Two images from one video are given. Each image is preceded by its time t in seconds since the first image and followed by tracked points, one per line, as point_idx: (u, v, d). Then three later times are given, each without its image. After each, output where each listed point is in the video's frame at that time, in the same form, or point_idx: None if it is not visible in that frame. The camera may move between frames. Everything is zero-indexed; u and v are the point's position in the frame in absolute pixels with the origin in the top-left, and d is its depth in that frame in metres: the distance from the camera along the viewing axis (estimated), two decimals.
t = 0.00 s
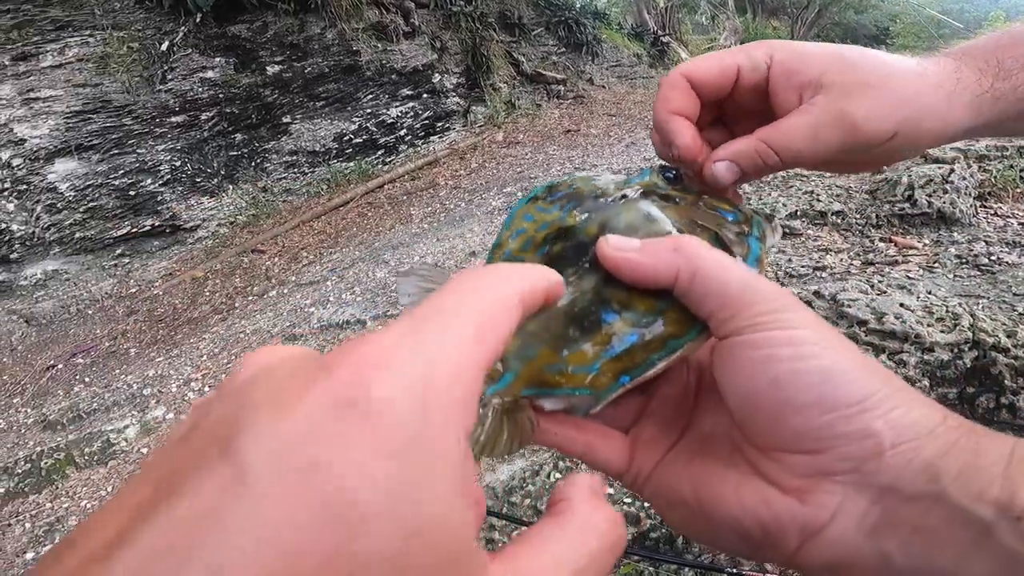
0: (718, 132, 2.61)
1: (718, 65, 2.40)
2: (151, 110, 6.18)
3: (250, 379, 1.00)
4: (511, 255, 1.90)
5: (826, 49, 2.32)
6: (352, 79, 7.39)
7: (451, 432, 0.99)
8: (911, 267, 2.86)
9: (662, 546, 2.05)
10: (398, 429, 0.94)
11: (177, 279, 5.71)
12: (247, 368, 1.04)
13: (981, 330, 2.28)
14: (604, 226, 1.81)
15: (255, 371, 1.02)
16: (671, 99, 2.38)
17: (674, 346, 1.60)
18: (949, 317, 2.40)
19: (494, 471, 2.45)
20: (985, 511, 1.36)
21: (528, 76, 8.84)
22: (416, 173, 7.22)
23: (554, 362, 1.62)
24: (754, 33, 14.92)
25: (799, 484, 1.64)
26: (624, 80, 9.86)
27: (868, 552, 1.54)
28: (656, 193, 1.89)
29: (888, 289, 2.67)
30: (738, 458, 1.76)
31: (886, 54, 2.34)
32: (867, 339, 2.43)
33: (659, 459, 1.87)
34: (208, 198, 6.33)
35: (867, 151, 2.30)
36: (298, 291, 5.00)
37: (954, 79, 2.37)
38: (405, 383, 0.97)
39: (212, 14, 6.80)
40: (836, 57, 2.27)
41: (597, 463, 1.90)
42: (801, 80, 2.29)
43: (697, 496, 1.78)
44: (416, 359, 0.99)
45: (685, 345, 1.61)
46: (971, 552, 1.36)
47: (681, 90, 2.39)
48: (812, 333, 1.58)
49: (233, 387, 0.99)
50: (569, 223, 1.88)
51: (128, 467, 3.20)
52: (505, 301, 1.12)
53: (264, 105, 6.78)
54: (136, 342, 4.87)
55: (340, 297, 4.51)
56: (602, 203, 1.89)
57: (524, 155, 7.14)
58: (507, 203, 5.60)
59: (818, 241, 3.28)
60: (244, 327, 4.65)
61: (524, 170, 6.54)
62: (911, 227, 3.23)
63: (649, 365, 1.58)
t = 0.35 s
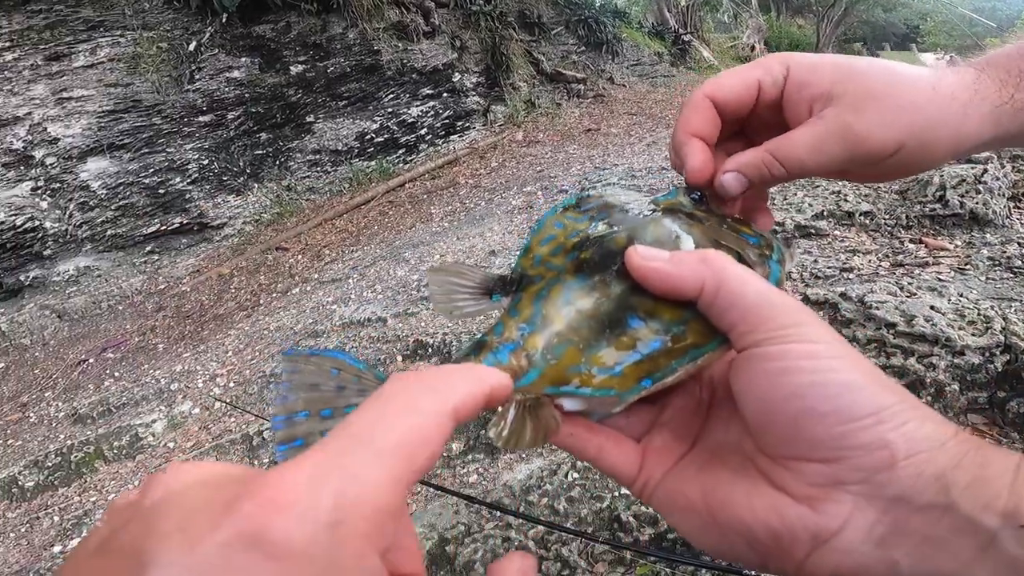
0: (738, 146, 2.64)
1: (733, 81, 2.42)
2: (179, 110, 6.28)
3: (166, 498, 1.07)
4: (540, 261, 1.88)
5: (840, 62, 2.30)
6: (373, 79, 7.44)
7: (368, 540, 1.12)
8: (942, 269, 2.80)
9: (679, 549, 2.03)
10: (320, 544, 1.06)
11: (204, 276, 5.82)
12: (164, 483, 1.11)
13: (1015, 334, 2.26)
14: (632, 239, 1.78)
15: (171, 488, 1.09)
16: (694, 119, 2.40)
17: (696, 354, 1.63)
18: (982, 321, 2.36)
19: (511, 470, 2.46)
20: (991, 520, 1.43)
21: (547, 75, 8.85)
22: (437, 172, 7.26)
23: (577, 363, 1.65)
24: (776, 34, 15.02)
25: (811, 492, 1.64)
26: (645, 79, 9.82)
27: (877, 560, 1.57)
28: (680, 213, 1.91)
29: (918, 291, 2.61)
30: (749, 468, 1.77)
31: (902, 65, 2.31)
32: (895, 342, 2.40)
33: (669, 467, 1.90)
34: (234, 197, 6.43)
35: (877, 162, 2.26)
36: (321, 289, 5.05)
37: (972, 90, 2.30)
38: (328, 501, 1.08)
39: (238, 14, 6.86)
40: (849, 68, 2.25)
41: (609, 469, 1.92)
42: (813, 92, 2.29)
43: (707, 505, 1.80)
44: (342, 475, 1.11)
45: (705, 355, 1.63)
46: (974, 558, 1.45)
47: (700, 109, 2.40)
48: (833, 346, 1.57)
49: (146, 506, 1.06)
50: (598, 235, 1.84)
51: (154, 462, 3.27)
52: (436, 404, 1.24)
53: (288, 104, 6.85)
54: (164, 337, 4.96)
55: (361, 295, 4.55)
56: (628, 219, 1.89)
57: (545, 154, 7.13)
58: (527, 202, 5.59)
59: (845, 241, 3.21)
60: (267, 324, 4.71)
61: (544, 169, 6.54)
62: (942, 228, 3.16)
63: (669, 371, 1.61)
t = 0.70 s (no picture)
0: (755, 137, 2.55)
1: (773, 75, 2.23)
2: (204, 106, 6.35)
3: (230, 495, 1.12)
4: (554, 263, 1.91)
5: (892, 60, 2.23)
6: (392, 76, 7.46)
7: (420, 536, 1.18)
8: (969, 270, 2.74)
9: (692, 548, 2.02)
10: (382, 534, 1.12)
11: (227, 270, 5.92)
12: (223, 482, 1.16)
13: None
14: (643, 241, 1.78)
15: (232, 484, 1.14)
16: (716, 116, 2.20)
17: (706, 352, 1.63)
18: (1009, 322, 2.34)
19: (525, 466, 2.47)
20: (997, 516, 1.35)
21: (566, 73, 8.84)
22: (455, 169, 7.30)
23: (590, 361, 1.67)
24: (799, 33, 14.82)
25: (815, 487, 1.63)
26: (664, 77, 9.77)
27: (883, 557, 1.53)
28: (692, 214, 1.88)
29: (944, 292, 2.57)
30: (757, 465, 1.76)
31: (949, 66, 2.25)
32: (920, 343, 2.36)
33: (678, 465, 1.89)
34: (255, 191, 6.52)
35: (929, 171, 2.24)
36: (339, 283, 5.10)
37: (1014, 95, 2.27)
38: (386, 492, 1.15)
39: (260, 10, 6.87)
40: (902, 72, 2.18)
41: (618, 466, 1.92)
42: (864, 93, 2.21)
43: (715, 502, 1.79)
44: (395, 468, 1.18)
45: (715, 353, 1.63)
46: (980, 553, 1.37)
47: (729, 107, 2.20)
48: (837, 343, 1.56)
49: (210, 506, 1.11)
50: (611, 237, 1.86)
51: (174, 453, 3.33)
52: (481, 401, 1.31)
53: (308, 101, 6.92)
54: (186, 330, 5.05)
55: (379, 290, 4.58)
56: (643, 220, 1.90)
57: (562, 151, 7.12)
58: (544, 198, 5.59)
59: (870, 241, 3.16)
60: (286, 317, 4.77)
61: (562, 166, 6.52)
62: (970, 228, 3.09)
63: (680, 369, 1.61)
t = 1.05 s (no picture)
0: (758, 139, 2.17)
1: (777, 94, 1.83)
2: (207, 101, 6.37)
3: (187, 519, 1.25)
4: (554, 265, 1.87)
5: (905, 65, 1.95)
6: (395, 71, 7.47)
7: (365, 552, 1.23)
8: (974, 268, 2.73)
9: (691, 545, 2.02)
10: (326, 553, 1.17)
11: (230, 265, 5.94)
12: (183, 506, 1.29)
13: None
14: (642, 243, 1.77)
15: (190, 511, 1.27)
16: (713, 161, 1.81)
17: (707, 354, 1.63)
18: (1013, 320, 2.34)
19: (526, 463, 2.48)
20: (993, 516, 1.35)
21: (569, 68, 8.81)
22: (458, 164, 7.28)
23: (591, 363, 1.66)
24: (804, 29, 14.70)
25: (813, 488, 1.63)
26: (669, 72, 9.76)
27: (881, 558, 1.53)
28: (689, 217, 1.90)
29: (948, 290, 2.56)
30: (757, 466, 1.76)
31: (969, 69, 1.99)
32: (923, 341, 2.36)
33: (679, 467, 1.89)
34: (259, 186, 6.52)
35: (952, 188, 2.02)
36: (342, 278, 5.10)
37: None
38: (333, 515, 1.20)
39: (263, 5, 6.89)
40: (918, 78, 1.92)
41: (618, 469, 1.91)
42: (881, 103, 1.91)
43: (716, 504, 1.79)
44: (343, 492, 1.22)
45: (714, 354, 1.63)
46: (978, 553, 1.37)
47: (730, 146, 1.82)
48: (835, 344, 1.57)
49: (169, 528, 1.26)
50: (609, 239, 1.84)
51: (177, 449, 3.34)
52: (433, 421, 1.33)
53: (312, 96, 6.92)
54: (189, 324, 5.07)
55: (381, 285, 4.58)
56: (640, 221, 1.90)
57: (565, 147, 7.10)
58: (547, 194, 5.58)
59: (874, 238, 3.15)
60: (289, 312, 4.78)
61: (565, 162, 6.51)
62: (975, 226, 3.08)
63: (681, 370, 1.60)
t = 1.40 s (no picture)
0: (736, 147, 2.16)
1: (753, 77, 1.96)
2: (212, 102, 6.38)
3: (198, 525, 1.24)
4: (553, 266, 1.85)
5: (898, 65, 1.98)
6: (399, 72, 7.47)
7: (371, 560, 1.24)
8: (979, 271, 2.73)
9: (693, 547, 2.01)
10: (331, 560, 1.18)
11: (234, 265, 5.95)
12: (194, 511, 1.28)
13: None
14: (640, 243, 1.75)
15: (200, 517, 1.25)
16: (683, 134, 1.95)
17: (704, 353, 1.65)
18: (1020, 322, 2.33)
19: (528, 464, 2.48)
20: (985, 514, 1.38)
21: (573, 69, 8.81)
22: (461, 165, 7.29)
23: (591, 363, 1.67)
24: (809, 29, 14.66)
25: (808, 487, 1.63)
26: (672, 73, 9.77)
27: (875, 555, 1.54)
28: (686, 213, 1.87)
29: (953, 293, 2.55)
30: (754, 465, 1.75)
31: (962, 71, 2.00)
32: (928, 344, 2.34)
33: (676, 465, 1.87)
34: (263, 187, 6.54)
35: (937, 189, 2.01)
36: (345, 279, 5.11)
37: None
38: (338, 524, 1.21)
39: (268, 6, 6.90)
40: (908, 76, 1.95)
41: (614, 467, 1.89)
42: (863, 101, 1.96)
43: (712, 502, 1.78)
44: (350, 503, 1.24)
45: (712, 354, 1.66)
46: (972, 550, 1.40)
47: (700, 118, 1.94)
48: (830, 343, 1.58)
49: (179, 534, 1.23)
50: (608, 239, 1.81)
51: (181, 449, 3.35)
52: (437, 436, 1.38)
53: (316, 97, 6.94)
54: (194, 324, 5.08)
55: (385, 286, 4.59)
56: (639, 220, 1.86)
57: (569, 148, 7.09)
58: (551, 195, 5.57)
59: (879, 240, 3.14)
60: (293, 312, 4.78)
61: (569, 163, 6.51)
62: (980, 228, 3.07)
63: (679, 371, 1.63)
